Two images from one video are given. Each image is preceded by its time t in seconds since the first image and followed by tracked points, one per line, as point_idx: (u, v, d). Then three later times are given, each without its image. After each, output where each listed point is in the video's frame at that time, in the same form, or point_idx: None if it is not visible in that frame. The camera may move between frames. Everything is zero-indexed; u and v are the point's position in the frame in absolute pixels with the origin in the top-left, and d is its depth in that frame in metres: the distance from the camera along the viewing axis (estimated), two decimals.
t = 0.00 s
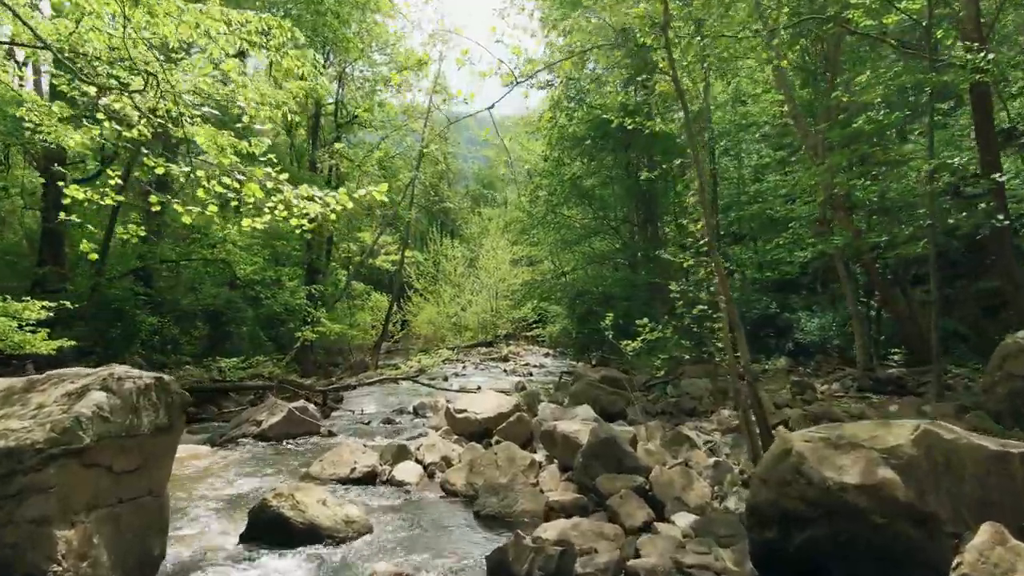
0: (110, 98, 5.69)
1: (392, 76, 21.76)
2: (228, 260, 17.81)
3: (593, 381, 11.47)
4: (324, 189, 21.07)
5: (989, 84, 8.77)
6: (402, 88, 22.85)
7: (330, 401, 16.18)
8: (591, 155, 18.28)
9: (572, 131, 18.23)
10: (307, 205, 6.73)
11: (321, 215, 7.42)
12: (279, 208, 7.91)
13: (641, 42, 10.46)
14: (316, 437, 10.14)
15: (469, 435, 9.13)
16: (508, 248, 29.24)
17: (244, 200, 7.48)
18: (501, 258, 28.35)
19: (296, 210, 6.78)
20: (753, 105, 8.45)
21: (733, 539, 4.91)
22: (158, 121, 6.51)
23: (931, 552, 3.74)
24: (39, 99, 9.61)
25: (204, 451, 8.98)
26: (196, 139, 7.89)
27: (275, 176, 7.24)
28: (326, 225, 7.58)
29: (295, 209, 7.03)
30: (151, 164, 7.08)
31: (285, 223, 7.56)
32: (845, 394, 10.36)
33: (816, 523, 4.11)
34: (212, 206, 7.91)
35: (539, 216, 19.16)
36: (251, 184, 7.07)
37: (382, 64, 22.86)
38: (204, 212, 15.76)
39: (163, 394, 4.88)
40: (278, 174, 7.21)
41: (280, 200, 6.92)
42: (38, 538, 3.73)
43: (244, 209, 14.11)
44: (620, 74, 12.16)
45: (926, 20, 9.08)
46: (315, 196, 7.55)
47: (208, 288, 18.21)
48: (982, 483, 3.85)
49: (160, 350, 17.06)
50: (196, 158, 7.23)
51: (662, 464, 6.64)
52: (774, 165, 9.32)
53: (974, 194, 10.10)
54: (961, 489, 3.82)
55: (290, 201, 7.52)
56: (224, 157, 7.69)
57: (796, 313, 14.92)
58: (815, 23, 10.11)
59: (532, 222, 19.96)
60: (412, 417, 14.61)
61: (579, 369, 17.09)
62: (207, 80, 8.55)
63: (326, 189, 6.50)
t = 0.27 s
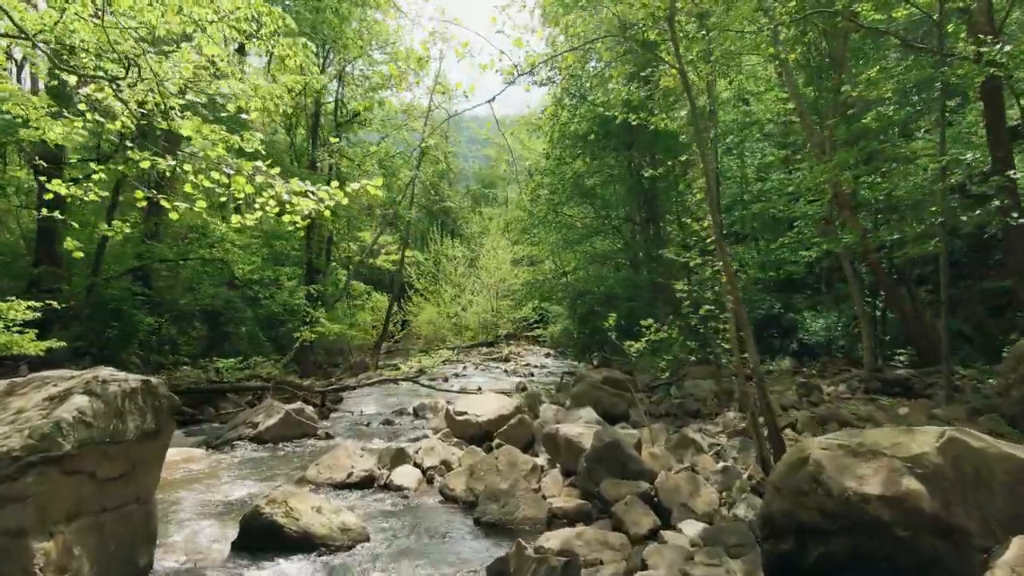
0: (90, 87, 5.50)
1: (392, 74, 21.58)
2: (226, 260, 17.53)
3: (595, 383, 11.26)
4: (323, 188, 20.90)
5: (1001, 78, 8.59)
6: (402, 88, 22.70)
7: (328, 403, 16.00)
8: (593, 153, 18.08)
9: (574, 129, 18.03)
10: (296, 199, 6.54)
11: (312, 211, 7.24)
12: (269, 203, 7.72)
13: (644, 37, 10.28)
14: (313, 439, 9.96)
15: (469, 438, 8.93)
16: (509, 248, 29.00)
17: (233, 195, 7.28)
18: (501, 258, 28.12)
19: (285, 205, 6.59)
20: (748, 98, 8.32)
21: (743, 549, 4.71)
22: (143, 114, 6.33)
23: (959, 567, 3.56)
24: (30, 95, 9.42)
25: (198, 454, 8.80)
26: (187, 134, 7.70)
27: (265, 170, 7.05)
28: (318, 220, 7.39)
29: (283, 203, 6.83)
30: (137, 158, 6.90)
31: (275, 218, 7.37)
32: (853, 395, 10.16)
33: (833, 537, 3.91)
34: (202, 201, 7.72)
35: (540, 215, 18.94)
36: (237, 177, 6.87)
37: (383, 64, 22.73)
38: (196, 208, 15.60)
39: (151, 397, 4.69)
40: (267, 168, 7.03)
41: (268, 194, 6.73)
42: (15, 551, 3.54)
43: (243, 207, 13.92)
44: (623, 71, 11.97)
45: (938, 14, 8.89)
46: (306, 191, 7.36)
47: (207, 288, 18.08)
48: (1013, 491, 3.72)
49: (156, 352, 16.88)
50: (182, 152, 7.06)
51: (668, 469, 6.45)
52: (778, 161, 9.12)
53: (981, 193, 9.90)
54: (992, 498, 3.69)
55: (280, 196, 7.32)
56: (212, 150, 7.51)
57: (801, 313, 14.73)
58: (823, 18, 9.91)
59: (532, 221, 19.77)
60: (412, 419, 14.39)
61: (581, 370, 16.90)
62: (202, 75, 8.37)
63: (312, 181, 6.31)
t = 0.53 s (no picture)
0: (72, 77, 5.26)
1: (392, 73, 21.39)
2: (223, 259, 17.34)
3: (597, 384, 11.08)
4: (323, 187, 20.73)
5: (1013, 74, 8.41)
6: (402, 87, 22.53)
7: (327, 404, 15.83)
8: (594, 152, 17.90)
9: (575, 128, 17.84)
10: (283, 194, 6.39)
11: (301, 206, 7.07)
12: (259, 199, 7.55)
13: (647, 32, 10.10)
14: (310, 442, 9.79)
15: (469, 441, 8.76)
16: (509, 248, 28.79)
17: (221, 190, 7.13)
18: (502, 258, 27.90)
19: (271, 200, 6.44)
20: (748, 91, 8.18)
21: (754, 560, 4.54)
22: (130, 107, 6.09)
23: None
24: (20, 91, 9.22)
25: (193, 458, 8.62)
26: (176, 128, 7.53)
27: (254, 165, 6.87)
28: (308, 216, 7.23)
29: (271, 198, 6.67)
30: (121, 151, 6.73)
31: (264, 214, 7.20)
32: (860, 398, 9.99)
33: (855, 550, 3.77)
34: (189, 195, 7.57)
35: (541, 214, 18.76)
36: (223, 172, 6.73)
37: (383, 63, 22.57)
38: (189, 206, 15.45)
39: (138, 401, 4.50)
40: (256, 162, 6.81)
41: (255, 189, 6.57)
42: None
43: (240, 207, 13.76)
44: (626, 68, 11.78)
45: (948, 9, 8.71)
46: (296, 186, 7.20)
47: (205, 288, 17.92)
48: None
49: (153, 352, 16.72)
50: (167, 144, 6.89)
51: (674, 475, 6.28)
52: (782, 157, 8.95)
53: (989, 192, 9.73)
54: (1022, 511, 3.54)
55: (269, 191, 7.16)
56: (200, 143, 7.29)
57: (805, 313, 14.55)
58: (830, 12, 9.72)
59: (533, 220, 19.58)
60: (411, 420, 14.24)
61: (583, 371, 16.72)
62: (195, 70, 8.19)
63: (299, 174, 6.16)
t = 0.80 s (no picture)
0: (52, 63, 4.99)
1: (391, 72, 21.17)
2: (220, 259, 17.14)
3: (600, 386, 10.85)
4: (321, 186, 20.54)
5: None
6: (402, 85, 22.34)
7: (325, 405, 15.63)
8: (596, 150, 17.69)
9: (577, 127, 17.61)
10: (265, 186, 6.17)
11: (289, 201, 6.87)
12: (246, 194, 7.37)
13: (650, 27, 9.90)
14: (307, 445, 9.56)
15: (469, 445, 8.52)
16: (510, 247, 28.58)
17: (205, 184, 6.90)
18: (502, 258, 27.64)
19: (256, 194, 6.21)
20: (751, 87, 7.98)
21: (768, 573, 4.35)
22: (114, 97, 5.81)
23: None
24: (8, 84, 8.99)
25: (186, 462, 8.40)
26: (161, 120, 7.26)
27: (240, 157, 6.62)
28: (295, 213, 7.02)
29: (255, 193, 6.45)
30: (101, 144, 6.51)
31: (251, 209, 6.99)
32: (868, 400, 9.80)
33: (882, 568, 3.60)
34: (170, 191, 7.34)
35: (542, 213, 18.55)
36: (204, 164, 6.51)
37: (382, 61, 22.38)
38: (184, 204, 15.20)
39: (121, 405, 4.29)
40: (243, 154, 6.51)
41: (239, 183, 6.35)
42: None
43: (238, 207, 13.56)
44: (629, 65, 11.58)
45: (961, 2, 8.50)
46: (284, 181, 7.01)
47: (202, 288, 17.71)
48: None
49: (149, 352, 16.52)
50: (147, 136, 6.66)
51: (681, 481, 6.08)
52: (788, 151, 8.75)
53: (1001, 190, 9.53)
54: None
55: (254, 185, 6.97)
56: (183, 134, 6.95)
57: (810, 314, 14.35)
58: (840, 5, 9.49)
59: (534, 218, 19.36)
60: (410, 422, 14.04)
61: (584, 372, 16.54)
62: (187, 65, 7.96)
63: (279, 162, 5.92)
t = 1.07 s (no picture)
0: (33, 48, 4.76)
1: (392, 71, 21.05)
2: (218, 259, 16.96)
3: (603, 388, 10.68)
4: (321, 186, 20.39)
5: None
6: (402, 84, 22.18)
7: (325, 406, 15.47)
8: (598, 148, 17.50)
9: (579, 125, 17.46)
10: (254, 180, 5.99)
11: (282, 196, 6.71)
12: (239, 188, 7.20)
13: (654, 23, 9.76)
14: (305, 448, 9.39)
15: (469, 448, 8.34)
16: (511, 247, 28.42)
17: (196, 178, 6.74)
18: (503, 258, 27.50)
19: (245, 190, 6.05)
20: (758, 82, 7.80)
21: None
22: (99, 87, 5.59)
23: None
24: None
25: (181, 466, 8.24)
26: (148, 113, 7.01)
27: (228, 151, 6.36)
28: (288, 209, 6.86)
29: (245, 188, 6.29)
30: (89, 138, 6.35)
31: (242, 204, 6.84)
32: (877, 402, 9.62)
33: None
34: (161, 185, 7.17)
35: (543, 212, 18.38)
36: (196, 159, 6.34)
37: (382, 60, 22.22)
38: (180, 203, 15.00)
39: (106, 409, 4.13)
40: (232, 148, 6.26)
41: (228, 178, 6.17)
42: None
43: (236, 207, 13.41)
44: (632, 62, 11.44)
45: None
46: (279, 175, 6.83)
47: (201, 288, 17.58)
48: None
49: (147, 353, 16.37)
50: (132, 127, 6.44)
51: (689, 487, 5.90)
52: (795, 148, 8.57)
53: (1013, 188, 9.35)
54: None
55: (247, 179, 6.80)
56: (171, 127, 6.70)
57: (815, 314, 14.17)
58: None
59: (536, 218, 19.20)
60: (410, 424, 13.88)
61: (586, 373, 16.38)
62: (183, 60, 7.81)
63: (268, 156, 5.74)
